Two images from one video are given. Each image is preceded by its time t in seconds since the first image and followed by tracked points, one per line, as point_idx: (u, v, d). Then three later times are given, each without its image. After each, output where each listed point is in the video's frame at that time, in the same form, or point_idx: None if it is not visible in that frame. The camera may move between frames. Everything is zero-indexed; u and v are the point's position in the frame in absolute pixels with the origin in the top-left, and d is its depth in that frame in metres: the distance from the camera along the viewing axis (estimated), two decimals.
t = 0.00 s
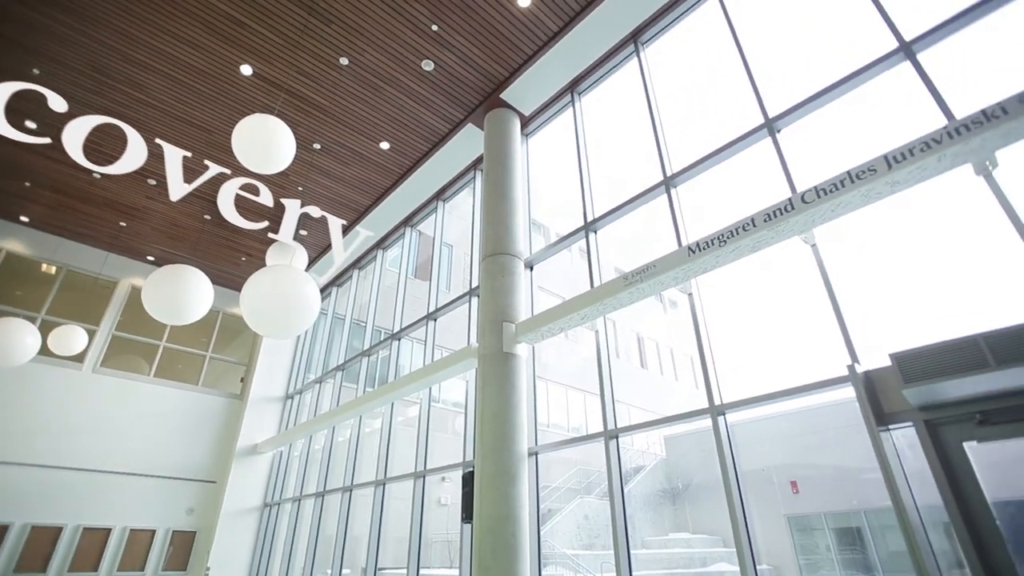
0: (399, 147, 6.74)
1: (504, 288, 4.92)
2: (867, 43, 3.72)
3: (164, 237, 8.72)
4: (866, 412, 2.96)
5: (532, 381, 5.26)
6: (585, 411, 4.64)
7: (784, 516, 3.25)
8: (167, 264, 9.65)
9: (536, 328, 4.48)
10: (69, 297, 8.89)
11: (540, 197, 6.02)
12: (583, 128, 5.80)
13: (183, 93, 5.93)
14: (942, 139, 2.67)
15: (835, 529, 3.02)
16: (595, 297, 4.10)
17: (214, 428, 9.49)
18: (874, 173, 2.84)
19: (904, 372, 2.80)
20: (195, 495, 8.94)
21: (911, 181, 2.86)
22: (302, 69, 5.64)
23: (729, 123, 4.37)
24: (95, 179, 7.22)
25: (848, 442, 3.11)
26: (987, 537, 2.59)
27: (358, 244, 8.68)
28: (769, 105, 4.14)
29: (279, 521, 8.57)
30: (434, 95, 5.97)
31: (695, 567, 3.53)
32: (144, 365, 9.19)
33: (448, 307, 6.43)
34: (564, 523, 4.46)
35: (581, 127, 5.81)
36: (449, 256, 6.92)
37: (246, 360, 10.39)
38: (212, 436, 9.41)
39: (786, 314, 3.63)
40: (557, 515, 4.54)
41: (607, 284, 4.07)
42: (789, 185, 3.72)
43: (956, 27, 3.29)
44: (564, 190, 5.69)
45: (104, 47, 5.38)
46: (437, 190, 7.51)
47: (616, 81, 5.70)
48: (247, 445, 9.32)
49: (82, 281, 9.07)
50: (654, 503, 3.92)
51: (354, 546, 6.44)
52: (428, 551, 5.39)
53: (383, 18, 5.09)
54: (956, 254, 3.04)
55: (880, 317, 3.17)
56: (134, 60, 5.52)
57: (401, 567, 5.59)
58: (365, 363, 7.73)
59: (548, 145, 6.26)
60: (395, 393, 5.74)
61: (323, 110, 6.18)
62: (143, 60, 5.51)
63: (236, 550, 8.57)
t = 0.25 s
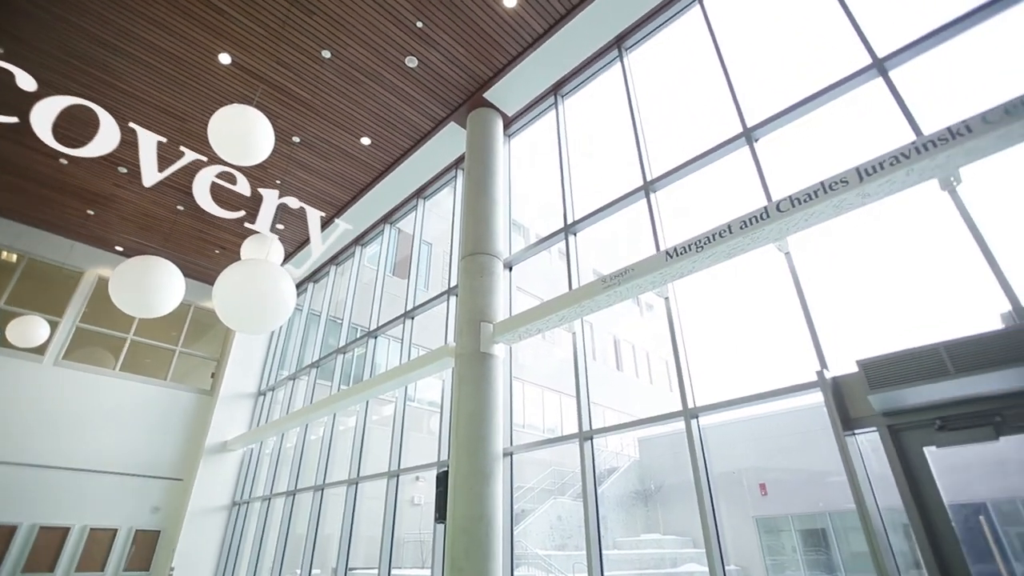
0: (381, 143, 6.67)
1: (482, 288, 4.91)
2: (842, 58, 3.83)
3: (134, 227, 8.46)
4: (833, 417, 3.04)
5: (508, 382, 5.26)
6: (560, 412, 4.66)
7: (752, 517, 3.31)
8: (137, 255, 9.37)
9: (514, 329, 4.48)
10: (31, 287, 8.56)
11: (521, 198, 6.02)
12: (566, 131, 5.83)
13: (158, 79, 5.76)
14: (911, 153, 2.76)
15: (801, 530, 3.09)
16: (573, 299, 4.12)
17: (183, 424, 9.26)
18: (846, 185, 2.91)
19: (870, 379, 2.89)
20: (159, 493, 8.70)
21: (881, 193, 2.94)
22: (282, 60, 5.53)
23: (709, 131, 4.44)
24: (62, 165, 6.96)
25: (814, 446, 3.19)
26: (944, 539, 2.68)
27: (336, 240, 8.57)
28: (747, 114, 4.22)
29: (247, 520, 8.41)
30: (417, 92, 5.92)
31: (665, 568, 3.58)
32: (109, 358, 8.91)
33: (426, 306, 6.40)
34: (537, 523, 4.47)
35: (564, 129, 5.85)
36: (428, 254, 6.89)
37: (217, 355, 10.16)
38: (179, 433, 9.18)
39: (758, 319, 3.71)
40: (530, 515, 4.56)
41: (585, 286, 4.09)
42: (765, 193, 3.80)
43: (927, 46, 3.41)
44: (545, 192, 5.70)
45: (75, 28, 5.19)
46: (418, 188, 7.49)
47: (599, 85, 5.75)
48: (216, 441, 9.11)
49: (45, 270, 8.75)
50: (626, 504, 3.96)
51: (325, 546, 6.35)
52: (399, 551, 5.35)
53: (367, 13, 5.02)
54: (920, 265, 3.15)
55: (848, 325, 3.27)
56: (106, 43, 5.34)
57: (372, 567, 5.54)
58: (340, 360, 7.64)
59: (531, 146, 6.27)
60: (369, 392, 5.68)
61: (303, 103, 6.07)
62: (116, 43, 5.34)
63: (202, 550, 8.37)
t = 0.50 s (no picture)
0: (362, 138, 6.60)
1: (461, 287, 4.90)
2: (819, 71, 3.93)
3: (103, 216, 8.20)
4: (802, 421, 3.11)
5: (485, 381, 5.26)
6: (536, 413, 4.67)
7: (722, 519, 3.37)
8: (105, 245, 9.08)
9: (492, 329, 4.49)
10: None
11: (502, 198, 6.02)
12: (549, 132, 5.85)
13: (132, 65, 5.59)
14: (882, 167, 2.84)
15: (769, 531, 3.16)
16: (552, 300, 4.13)
17: (150, 420, 9.02)
18: (820, 195, 2.98)
19: (838, 384, 2.97)
20: (123, 491, 8.45)
21: (853, 205, 3.02)
22: (263, 50, 5.42)
23: (689, 137, 4.51)
24: (28, 149, 6.70)
25: (784, 449, 3.26)
26: (904, 540, 2.77)
27: (315, 234, 8.46)
28: (727, 122, 4.30)
29: (216, 519, 8.23)
30: (400, 89, 5.87)
31: (637, 568, 3.62)
32: (73, 351, 8.62)
33: (404, 304, 6.36)
34: (511, 524, 4.47)
35: (547, 130, 5.87)
36: (408, 251, 6.85)
37: (188, 349, 9.93)
38: (146, 429, 8.93)
39: (732, 324, 3.77)
40: (504, 515, 4.56)
41: (562, 288, 4.11)
42: (741, 201, 3.87)
43: (899, 62, 3.52)
44: (526, 193, 5.72)
45: (45, 8, 5.00)
46: (398, 185, 7.45)
47: (583, 88, 5.79)
48: (184, 438, 8.89)
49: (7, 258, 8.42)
50: (599, 505, 3.99)
51: (295, 545, 6.24)
52: (371, 551, 5.30)
53: (351, 6, 4.95)
54: (888, 275, 3.25)
55: (819, 331, 3.36)
56: (78, 24, 5.16)
57: (343, 567, 5.47)
58: (315, 357, 7.54)
59: (514, 146, 6.28)
60: (344, 390, 5.61)
61: (284, 95, 5.97)
62: (89, 26, 5.16)
63: (167, 549, 8.16)
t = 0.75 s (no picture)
0: (343, 133, 6.51)
1: (440, 286, 4.87)
2: (796, 82, 4.02)
3: (70, 204, 7.93)
4: (772, 425, 3.17)
5: (462, 381, 5.24)
6: (512, 413, 4.67)
7: (694, 520, 3.42)
8: (71, 233, 8.78)
9: (470, 328, 4.48)
10: None
11: (483, 197, 6.01)
12: (532, 133, 5.87)
13: (105, 49, 5.41)
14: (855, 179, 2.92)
15: (738, 532, 3.22)
16: (530, 301, 4.13)
17: (115, 416, 8.75)
18: (795, 204, 3.04)
19: (809, 389, 3.03)
20: (85, 488, 8.18)
21: (825, 214, 3.10)
22: (243, 40, 5.30)
23: (669, 143, 4.57)
24: None
25: (754, 451, 3.33)
26: (868, 541, 2.85)
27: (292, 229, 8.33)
28: (706, 130, 4.37)
29: (182, 518, 8.04)
30: (383, 84, 5.81)
31: (609, 568, 3.65)
32: (35, 343, 8.31)
33: (381, 301, 6.31)
34: (485, 524, 4.47)
35: (530, 131, 5.89)
36: (387, 249, 6.79)
37: (157, 343, 9.68)
38: (111, 424, 8.67)
39: (707, 328, 3.83)
40: (478, 515, 4.55)
41: (541, 288, 4.11)
42: (719, 207, 3.94)
43: (872, 77, 3.63)
44: (507, 193, 5.72)
45: None
46: (379, 181, 7.40)
47: (567, 91, 5.82)
48: (152, 434, 8.65)
49: None
50: (573, 505, 4.01)
51: (264, 545, 6.13)
52: (343, 551, 5.24)
53: None
54: (856, 283, 3.35)
55: (791, 337, 3.44)
56: (48, 4, 4.97)
57: (313, 567, 5.39)
58: (290, 354, 7.42)
59: (497, 146, 6.28)
60: (319, 387, 5.53)
61: (264, 86, 5.85)
62: (60, 6, 4.98)
63: (131, 549, 7.93)
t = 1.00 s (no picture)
0: (325, 127, 6.43)
1: (420, 284, 4.84)
2: (776, 92, 4.10)
3: (38, 191, 7.67)
4: (746, 427, 3.21)
5: (440, 380, 5.22)
6: (490, 413, 4.67)
7: (668, 521, 3.46)
8: (39, 222, 8.49)
9: (449, 327, 4.46)
10: None
11: (466, 196, 6.00)
12: (516, 134, 5.87)
13: (78, 33, 5.24)
14: (830, 189, 2.98)
15: (711, 533, 3.27)
16: (511, 301, 4.13)
17: (81, 411, 8.48)
18: (772, 212, 3.10)
19: (782, 393, 3.09)
20: (47, 485, 7.93)
21: (801, 222, 3.16)
22: (224, 29, 5.18)
23: (652, 148, 4.61)
24: None
25: (728, 453, 3.38)
26: (834, 541, 2.91)
27: (271, 222, 8.20)
28: (688, 135, 4.42)
29: (150, 516, 7.85)
30: (368, 79, 5.74)
31: (583, 568, 3.67)
32: None
33: (361, 299, 6.25)
34: (461, 524, 4.45)
35: (514, 132, 5.89)
36: (367, 245, 6.73)
37: (127, 337, 9.42)
38: (77, 420, 8.41)
39: (684, 332, 3.88)
40: (454, 515, 4.54)
41: (522, 289, 4.10)
42: (699, 212, 3.99)
43: (848, 90, 3.72)
44: (490, 193, 5.72)
45: None
46: (361, 177, 7.34)
47: (552, 92, 5.84)
48: (120, 430, 8.42)
49: None
50: (549, 505, 4.02)
51: (235, 544, 6.02)
52: (316, 550, 5.17)
53: None
54: (828, 290, 3.43)
55: (765, 342, 3.50)
56: None
57: (285, 567, 5.30)
58: (265, 350, 7.31)
59: (480, 145, 6.27)
60: (294, 384, 5.44)
61: (245, 77, 5.73)
62: None
63: (95, 548, 7.70)
